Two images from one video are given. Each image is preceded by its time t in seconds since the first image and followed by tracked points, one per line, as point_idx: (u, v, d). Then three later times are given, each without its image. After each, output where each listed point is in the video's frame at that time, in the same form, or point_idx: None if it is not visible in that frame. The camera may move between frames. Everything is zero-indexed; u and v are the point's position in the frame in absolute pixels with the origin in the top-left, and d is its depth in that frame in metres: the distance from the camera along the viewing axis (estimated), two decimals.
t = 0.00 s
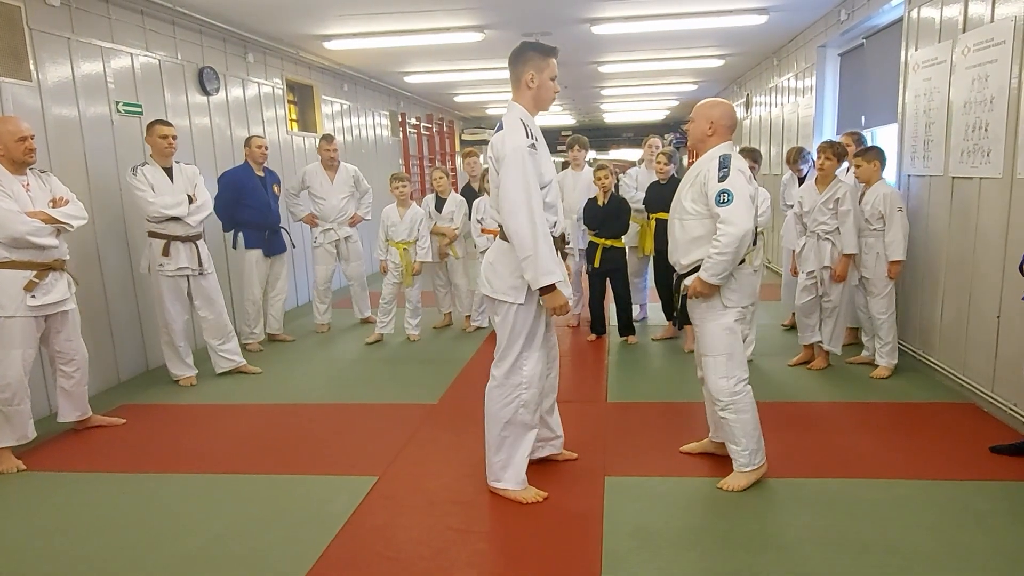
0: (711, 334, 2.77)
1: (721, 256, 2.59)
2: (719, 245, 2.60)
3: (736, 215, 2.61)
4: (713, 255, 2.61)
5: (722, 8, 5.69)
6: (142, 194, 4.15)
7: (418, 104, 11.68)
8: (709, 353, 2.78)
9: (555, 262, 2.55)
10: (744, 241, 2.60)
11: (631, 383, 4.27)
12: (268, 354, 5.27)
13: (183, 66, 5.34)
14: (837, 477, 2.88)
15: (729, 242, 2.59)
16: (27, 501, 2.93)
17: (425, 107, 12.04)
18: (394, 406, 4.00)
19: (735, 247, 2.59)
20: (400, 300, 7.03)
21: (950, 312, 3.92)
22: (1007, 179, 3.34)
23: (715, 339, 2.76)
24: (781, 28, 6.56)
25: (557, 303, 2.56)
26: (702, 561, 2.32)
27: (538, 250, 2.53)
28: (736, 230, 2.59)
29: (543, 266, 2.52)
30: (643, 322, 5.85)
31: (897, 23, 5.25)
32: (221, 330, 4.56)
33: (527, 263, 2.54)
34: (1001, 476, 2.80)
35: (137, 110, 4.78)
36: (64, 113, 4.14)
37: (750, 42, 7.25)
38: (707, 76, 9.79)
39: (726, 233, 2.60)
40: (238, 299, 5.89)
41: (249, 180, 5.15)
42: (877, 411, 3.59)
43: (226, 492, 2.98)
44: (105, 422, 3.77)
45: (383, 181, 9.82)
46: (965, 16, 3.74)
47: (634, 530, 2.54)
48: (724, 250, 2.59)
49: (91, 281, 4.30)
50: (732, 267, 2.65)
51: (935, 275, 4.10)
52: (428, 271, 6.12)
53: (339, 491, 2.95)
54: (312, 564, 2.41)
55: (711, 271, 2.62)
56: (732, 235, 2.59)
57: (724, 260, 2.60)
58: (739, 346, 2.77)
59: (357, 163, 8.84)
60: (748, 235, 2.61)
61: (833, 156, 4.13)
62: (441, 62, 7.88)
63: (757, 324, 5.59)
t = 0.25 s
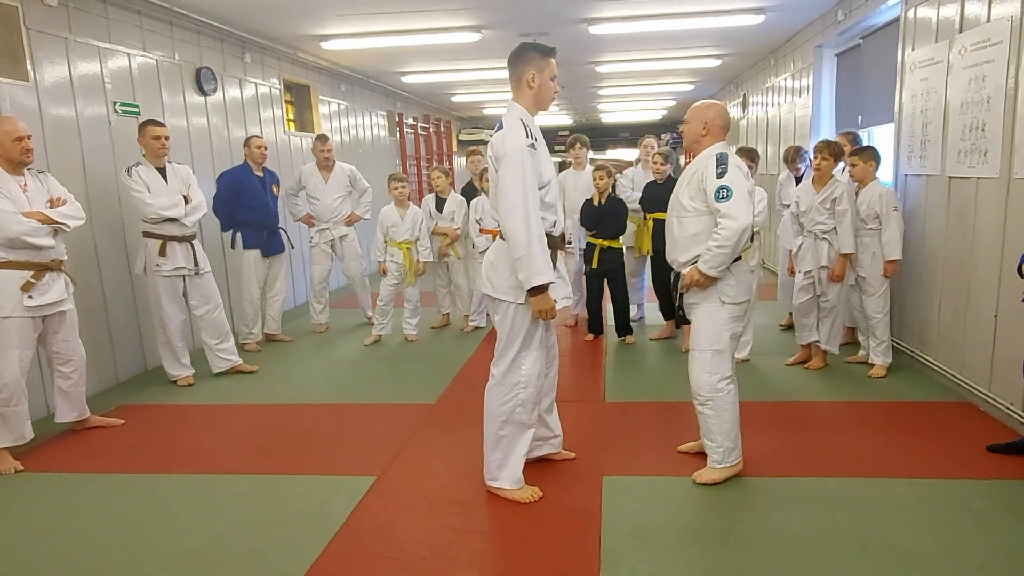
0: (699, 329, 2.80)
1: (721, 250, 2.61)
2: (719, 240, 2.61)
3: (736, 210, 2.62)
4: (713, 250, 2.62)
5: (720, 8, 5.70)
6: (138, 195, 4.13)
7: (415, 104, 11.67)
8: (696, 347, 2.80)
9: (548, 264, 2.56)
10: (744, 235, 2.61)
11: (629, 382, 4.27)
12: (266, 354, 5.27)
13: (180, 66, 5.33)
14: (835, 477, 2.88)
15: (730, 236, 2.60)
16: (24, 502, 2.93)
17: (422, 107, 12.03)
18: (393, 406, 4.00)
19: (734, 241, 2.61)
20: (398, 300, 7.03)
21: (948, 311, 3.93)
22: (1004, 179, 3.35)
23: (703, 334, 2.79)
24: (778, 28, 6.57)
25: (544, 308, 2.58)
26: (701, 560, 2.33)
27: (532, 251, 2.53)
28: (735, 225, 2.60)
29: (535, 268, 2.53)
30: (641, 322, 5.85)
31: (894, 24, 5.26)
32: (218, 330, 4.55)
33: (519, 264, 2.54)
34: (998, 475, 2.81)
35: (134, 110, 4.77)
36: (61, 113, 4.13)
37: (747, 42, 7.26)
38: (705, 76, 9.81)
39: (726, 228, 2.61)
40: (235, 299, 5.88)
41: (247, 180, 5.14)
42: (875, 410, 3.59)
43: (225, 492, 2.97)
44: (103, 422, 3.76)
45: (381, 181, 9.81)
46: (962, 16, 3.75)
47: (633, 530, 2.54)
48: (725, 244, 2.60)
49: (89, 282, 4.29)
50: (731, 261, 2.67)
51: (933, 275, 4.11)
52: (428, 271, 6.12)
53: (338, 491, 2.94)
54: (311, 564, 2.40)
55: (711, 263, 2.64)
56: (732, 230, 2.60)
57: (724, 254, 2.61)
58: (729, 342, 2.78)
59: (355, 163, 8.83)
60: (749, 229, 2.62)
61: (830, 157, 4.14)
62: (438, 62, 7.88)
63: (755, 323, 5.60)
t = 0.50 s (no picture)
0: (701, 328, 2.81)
1: (713, 248, 2.62)
2: (712, 238, 2.62)
3: (731, 208, 2.62)
4: (706, 248, 2.63)
5: (719, 8, 5.71)
6: (135, 195, 4.13)
7: (414, 104, 11.67)
8: (697, 346, 2.82)
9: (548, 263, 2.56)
10: (736, 234, 2.61)
11: (628, 381, 4.28)
12: (265, 354, 5.27)
13: (179, 66, 5.33)
14: (834, 476, 2.89)
15: (723, 235, 2.61)
16: (23, 502, 2.92)
17: (421, 106, 12.03)
18: (392, 406, 4.00)
19: (727, 240, 2.61)
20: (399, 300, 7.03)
21: (946, 311, 3.93)
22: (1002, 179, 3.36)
23: (703, 334, 2.80)
24: (777, 28, 6.58)
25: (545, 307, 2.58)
26: (701, 559, 2.33)
27: (532, 250, 2.53)
28: (730, 224, 2.61)
29: (535, 267, 2.52)
30: (640, 321, 5.86)
31: (892, 24, 5.27)
32: (216, 330, 4.55)
33: (519, 263, 2.54)
34: (997, 475, 2.82)
35: (133, 110, 4.76)
36: (60, 113, 4.12)
37: (746, 42, 7.26)
38: (703, 76, 9.82)
39: (719, 227, 2.62)
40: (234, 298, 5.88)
41: (248, 180, 5.14)
42: (873, 410, 3.60)
43: (224, 492, 2.97)
44: (102, 421, 3.76)
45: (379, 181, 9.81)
46: (961, 16, 3.76)
47: (632, 529, 2.54)
48: (718, 243, 2.61)
49: (88, 281, 4.29)
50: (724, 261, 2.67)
51: (931, 275, 4.11)
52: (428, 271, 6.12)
53: (337, 491, 2.94)
54: (311, 563, 2.41)
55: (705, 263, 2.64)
56: (726, 228, 2.61)
57: (716, 253, 2.62)
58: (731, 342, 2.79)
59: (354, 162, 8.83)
60: (743, 229, 2.63)
61: (828, 156, 4.16)
62: (437, 62, 7.88)
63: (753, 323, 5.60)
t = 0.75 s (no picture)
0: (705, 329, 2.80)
1: (709, 250, 2.64)
2: (707, 240, 2.65)
3: (726, 210, 2.64)
4: (702, 249, 2.65)
5: (718, 9, 5.71)
6: (133, 195, 4.13)
7: (413, 104, 11.68)
8: (700, 347, 2.82)
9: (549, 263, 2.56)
10: (730, 236, 2.63)
11: (627, 382, 4.28)
12: (264, 354, 5.26)
13: (178, 66, 5.33)
14: (833, 476, 2.89)
15: (716, 236, 2.63)
16: (22, 501, 2.92)
17: (420, 106, 12.04)
18: (391, 406, 4.00)
19: (723, 242, 2.63)
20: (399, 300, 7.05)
21: (945, 311, 3.94)
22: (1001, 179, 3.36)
23: (706, 334, 2.80)
24: (775, 28, 6.59)
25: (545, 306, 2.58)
26: (700, 560, 2.33)
27: (532, 250, 2.53)
28: (724, 225, 2.64)
29: (535, 267, 2.52)
30: (639, 322, 5.86)
31: (891, 24, 5.28)
32: (214, 330, 4.55)
33: (519, 263, 2.54)
34: (995, 475, 2.83)
35: (132, 110, 4.76)
36: (59, 113, 4.12)
37: (745, 42, 7.27)
38: (701, 77, 9.83)
39: (714, 228, 2.64)
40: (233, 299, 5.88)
41: (248, 180, 5.14)
42: (872, 410, 3.61)
43: (223, 492, 2.97)
44: (101, 421, 3.76)
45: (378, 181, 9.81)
46: (959, 16, 3.76)
47: (631, 529, 2.55)
48: (712, 245, 2.64)
49: (87, 281, 4.28)
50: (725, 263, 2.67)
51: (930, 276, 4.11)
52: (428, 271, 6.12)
53: (336, 491, 2.94)
54: (310, 563, 2.41)
55: (704, 266, 2.64)
56: (720, 230, 2.63)
57: (713, 255, 2.63)
58: (734, 341, 2.79)
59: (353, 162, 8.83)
60: (737, 230, 2.65)
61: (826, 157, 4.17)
62: (436, 62, 7.88)
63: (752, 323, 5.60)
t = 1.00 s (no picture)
0: (705, 329, 2.81)
1: (718, 255, 2.63)
2: (715, 245, 2.64)
3: (732, 214, 2.64)
4: (711, 254, 2.64)
5: (717, 9, 5.72)
6: (132, 195, 4.12)
7: (412, 104, 11.67)
8: (701, 347, 2.83)
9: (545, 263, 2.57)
10: (737, 240, 2.64)
11: (625, 382, 4.29)
12: (263, 353, 5.26)
13: (178, 65, 5.32)
14: (831, 476, 2.90)
15: (724, 241, 2.63)
16: (21, 501, 2.92)
17: (419, 106, 12.02)
18: (390, 405, 4.00)
19: (732, 247, 2.63)
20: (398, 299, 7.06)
21: (944, 312, 3.94)
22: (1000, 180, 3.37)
23: (707, 335, 2.80)
24: (775, 28, 6.59)
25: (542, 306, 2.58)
26: (698, 560, 2.34)
27: (529, 250, 2.54)
28: (730, 230, 2.63)
29: (531, 267, 2.53)
30: (638, 322, 5.87)
31: (890, 24, 5.28)
32: (213, 330, 4.55)
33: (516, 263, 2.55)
34: (992, 475, 2.83)
35: (131, 109, 4.76)
36: (59, 112, 4.12)
37: (744, 43, 7.27)
38: (701, 77, 9.84)
39: (720, 232, 2.64)
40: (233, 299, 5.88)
41: (247, 179, 5.13)
42: (870, 411, 3.61)
43: (222, 492, 2.97)
44: (100, 421, 3.76)
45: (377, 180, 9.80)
46: (958, 17, 3.77)
47: (630, 529, 2.55)
48: (721, 250, 2.63)
49: (85, 280, 4.28)
50: (732, 267, 2.67)
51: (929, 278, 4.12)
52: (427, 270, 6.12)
53: (335, 490, 2.95)
54: (309, 563, 2.41)
55: (713, 271, 2.64)
56: (727, 235, 2.63)
57: (722, 260, 2.63)
58: (735, 342, 2.80)
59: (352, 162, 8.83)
60: (743, 234, 2.65)
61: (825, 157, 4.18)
62: (436, 61, 7.87)
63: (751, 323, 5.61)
